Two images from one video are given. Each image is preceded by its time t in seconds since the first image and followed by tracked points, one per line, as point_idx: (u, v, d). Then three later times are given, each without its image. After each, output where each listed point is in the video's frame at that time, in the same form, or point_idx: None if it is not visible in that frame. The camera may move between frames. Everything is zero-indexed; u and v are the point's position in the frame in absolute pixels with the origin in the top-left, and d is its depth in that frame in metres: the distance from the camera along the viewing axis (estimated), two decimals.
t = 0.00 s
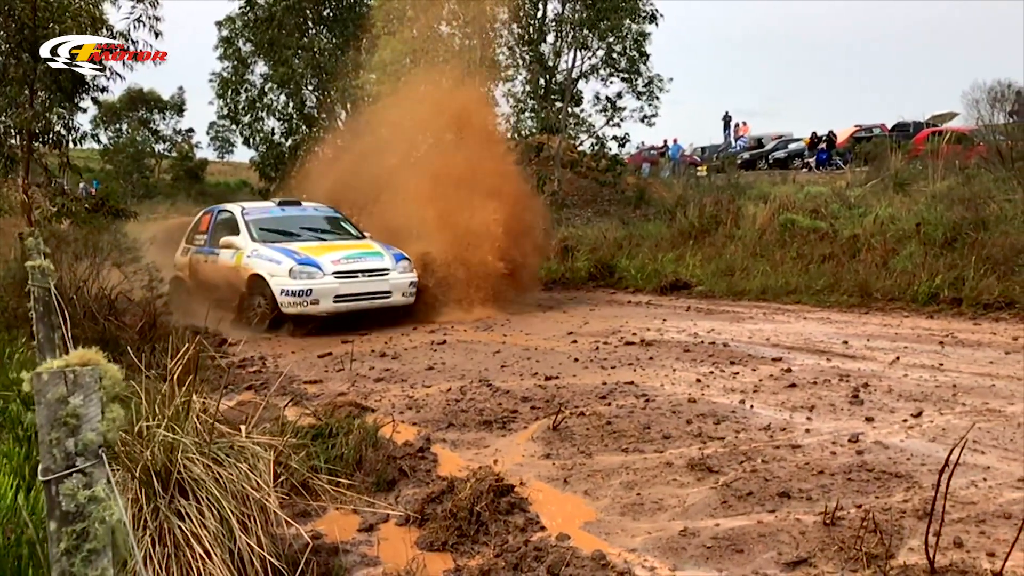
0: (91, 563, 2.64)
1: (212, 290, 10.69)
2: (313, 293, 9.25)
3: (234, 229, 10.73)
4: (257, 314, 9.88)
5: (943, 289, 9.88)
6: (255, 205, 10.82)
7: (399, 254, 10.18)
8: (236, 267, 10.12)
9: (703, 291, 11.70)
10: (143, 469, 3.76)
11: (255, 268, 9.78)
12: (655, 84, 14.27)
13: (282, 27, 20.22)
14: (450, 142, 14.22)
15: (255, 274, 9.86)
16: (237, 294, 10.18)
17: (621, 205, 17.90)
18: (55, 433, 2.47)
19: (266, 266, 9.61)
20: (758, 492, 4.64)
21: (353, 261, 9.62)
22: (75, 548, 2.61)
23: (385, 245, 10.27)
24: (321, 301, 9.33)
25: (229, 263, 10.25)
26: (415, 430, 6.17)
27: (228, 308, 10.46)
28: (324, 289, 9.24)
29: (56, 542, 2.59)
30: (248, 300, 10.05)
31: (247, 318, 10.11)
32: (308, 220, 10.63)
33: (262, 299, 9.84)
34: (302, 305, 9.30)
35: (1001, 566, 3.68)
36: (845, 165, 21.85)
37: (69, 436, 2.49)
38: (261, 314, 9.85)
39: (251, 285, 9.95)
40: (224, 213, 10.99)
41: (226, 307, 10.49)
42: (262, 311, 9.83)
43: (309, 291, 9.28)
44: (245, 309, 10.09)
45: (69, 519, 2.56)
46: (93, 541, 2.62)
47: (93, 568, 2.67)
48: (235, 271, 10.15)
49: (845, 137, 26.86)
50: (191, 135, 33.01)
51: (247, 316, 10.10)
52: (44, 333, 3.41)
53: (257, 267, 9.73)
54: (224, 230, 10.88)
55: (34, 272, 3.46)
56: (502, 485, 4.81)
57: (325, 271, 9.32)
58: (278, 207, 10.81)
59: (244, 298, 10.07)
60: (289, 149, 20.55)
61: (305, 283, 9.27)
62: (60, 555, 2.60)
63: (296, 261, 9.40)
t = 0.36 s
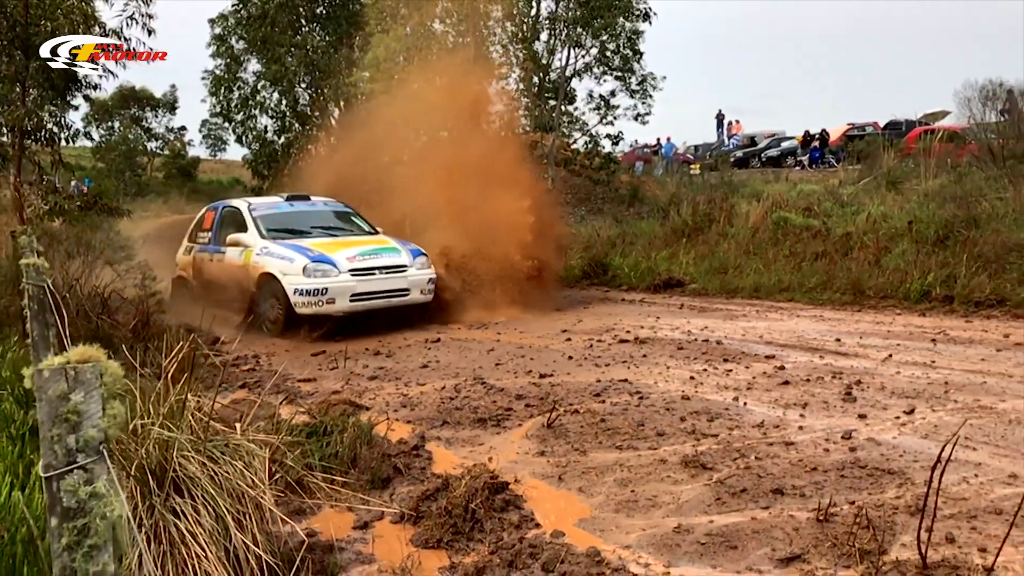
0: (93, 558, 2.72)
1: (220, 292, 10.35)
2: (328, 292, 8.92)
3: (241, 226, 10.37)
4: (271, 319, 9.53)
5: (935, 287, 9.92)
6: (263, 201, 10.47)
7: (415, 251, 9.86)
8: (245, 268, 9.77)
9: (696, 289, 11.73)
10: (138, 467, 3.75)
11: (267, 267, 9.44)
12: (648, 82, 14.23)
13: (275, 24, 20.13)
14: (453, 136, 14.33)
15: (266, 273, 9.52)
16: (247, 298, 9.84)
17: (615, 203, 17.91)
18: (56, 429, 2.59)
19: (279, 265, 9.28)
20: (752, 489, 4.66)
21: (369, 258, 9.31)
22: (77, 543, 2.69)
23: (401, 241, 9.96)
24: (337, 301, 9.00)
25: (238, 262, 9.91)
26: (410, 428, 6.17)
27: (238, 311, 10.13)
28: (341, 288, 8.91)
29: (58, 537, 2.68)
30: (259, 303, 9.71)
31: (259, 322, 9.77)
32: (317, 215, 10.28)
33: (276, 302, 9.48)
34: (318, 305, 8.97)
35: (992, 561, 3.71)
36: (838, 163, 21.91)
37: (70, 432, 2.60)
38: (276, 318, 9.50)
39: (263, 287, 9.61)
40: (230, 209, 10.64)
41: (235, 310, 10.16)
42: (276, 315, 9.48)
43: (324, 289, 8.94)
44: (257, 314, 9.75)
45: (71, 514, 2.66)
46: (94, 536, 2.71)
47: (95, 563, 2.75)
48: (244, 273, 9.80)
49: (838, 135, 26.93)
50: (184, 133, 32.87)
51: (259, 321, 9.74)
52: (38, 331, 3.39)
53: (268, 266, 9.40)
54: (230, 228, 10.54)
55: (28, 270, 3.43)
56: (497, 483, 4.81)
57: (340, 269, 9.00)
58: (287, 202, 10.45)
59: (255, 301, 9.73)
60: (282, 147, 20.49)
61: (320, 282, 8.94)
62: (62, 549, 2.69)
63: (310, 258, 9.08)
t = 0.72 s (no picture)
0: (89, 555, 2.63)
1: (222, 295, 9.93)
2: (344, 293, 8.45)
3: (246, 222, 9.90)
4: (280, 324, 9.07)
5: (921, 285, 9.99)
6: (270, 195, 9.98)
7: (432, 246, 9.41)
8: (250, 267, 9.32)
9: (683, 287, 11.80)
10: (128, 466, 3.74)
11: (277, 266, 8.95)
12: (635, 81, 14.22)
13: (262, 22, 20.10)
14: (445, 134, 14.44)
15: (276, 272, 9.03)
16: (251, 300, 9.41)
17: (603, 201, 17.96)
18: (52, 426, 2.47)
19: (290, 263, 8.79)
20: (740, 485, 4.69)
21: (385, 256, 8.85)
22: (73, 540, 2.61)
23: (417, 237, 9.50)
24: (353, 302, 8.53)
25: (242, 261, 9.45)
26: (399, 426, 6.19)
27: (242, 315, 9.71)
28: (357, 288, 8.45)
29: (54, 534, 2.59)
30: (264, 306, 9.27)
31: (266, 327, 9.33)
32: (325, 211, 9.78)
33: (285, 306, 9.01)
34: (332, 306, 8.50)
35: (978, 556, 3.75)
36: (824, 162, 22.04)
37: (65, 429, 2.48)
38: (285, 323, 9.02)
39: (269, 288, 9.15)
40: (234, 205, 10.15)
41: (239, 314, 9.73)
42: (284, 320, 9.01)
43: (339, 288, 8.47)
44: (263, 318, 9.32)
45: (66, 511, 2.56)
46: (90, 533, 2.62)
47: (91, 560, 2.67)
48: (248, 274, 9.37)
49: (825, 134, 27.09)
50: (170, 130, 32.65)
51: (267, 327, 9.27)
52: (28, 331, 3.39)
53: (278, 265, 8.92)
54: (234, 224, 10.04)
55: (16, 269, 3.44)
56: (486, 480, 4.82)
57: (357, 268, 8.53)
58: (294, 197, 9.96)
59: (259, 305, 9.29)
60: (269, 145, 20.43)
61: (335, 281, 8.47)
62: (58, 547, 2.59)
63: (323, 257, 8.60)
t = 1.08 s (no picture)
0: (82, 549, 2.73)
1: (227, 298, 9.47)
2: (361, 295, 8.04)
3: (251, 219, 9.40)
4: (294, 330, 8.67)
5: (904, 282, 10.08)
6: (276, 190, 9.51)
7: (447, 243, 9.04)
8: (258, 269, 8.84)
9: (669, 285, 11.86)
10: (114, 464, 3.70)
11: (288, 267, 8.47)
12: (621, 78, 14.15)
13: (247, 18, 19.99)
14: (428, 126, 14.63)
15: (287, 273, 8.54)
16: (259, 306, 8.96)
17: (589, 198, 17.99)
18: (45, 422, 2.61)
19: (302, 264, 8.34)
20: (726, 481, 4.73)
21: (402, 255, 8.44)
22: (66, 534, 2.72)
23: (432, 234, 9.10)
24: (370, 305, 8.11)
25: (250, 262, 8.96)
26: (386, 423, 6.20)
27: (251, 319, 9.29)
28: (376, 290, 8.04)
29: (48, 528, 2.70)
30: (275, 311, 8.84)
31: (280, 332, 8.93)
32: (335, 207, 9.38)
33: (300, 310, 8.60)
34: (349, 309, 8.08)
35: (959, 548, 3.80)
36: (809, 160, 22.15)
37: (59, 425, 2.63)
38: (300, 328, 8.64)
39: (280, 293, 8.72)
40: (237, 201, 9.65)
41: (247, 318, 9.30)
42: (299, 326, 8.61)
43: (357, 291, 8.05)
44: (275, 323, 8.90)
45: (60, 506, 2.68)
46: (83, 528, 2.73)
47: (84, 555, 2.76)
48: (256, 276, 8.90)
49: (809, 132, 27.23)
50: (153, 127, 32.41)
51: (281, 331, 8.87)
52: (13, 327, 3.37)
53: (289, 267, 8.45)
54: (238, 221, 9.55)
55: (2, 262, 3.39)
56: (474, 477, 4.84)
57: (374, 269, 8.12)
58: (301, 193, 9.52)
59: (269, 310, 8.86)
60: (253, 142, 20.35)
61: (351, 283, 8.05)
62: (52, 541, 2.71)
63: (338, 258, 8.17)
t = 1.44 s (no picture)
0: (71, 545, 2.77)
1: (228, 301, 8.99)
2: (380, 301, 7.66)
3: (253, 217, 8.93)
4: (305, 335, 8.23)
5: (882, 281, 10.19)
6: (281, 186, 9.07)
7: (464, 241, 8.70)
8: (266, 271, 8.37)
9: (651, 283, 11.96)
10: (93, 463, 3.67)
11: (299, 270, 8.04)
12: (603, 77, 14.12)
13: (228, 15, 19.87)
14: (408, 125, 14.67)
15: (299, 277, 8.12)
16: (266, 311, 8.52)
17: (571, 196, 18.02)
18: (34, 419, 2.62)
19: (315, 267, 7.93)
20: (708, 477, 4.76)
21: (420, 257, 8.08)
22: (55, 531, 2.74)
23: (447, 233, 8.74)
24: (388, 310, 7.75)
25: (256, 264, 8.50)
26: (368, 422, 6.20)
27: (255, 324, 8.82)
28: (395, 296, 7.68)
29: (37, 525, 2.73)
30: (283, 316, 8.39)
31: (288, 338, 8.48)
32: (344, 204, 8.94)
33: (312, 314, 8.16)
34: (366, 316, 7.70)
35: (937, 542, 3.86)
36: (788, 159, 22.29)
37: (47, 421, 2.64)
38: (313, 334, 8.19)
39: (290, 296, 8.27)
40: (239, 198, 9.18)
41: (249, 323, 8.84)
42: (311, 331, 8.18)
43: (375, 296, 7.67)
44: (284, 329, 8.45)
45: (49, 503, 2.70)
46: (72, 525, 2.76)
47: (74, 552, 2.79)
48: (263, 279, 8.43)
49: (789, 132, 27.40)
50: (132, 124, 32.09)
51: (289, 336, 8.41)
52: None
53: (300, 270, 8.03)
54: (241, 218, 9.08)
55: None
56: (458, 475, 4.84)
57: (393, 273, 7.75)
58: (308, 189, 9.08)
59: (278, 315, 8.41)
60: (233, 140, 20.23)
61: (369, 288, 7.67)
62: (41, 538, 2.73)
63: (354, 261, 7.78)
